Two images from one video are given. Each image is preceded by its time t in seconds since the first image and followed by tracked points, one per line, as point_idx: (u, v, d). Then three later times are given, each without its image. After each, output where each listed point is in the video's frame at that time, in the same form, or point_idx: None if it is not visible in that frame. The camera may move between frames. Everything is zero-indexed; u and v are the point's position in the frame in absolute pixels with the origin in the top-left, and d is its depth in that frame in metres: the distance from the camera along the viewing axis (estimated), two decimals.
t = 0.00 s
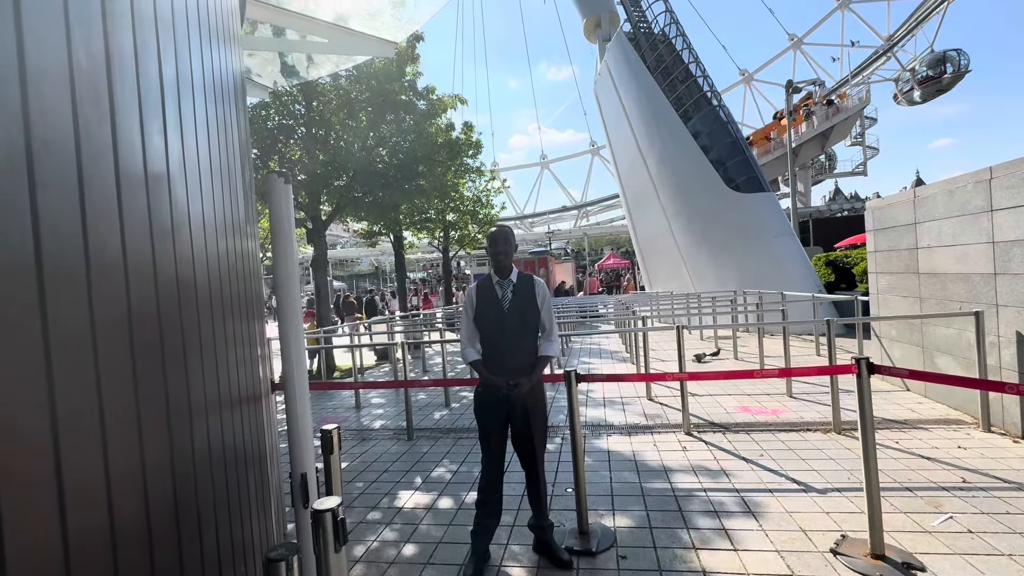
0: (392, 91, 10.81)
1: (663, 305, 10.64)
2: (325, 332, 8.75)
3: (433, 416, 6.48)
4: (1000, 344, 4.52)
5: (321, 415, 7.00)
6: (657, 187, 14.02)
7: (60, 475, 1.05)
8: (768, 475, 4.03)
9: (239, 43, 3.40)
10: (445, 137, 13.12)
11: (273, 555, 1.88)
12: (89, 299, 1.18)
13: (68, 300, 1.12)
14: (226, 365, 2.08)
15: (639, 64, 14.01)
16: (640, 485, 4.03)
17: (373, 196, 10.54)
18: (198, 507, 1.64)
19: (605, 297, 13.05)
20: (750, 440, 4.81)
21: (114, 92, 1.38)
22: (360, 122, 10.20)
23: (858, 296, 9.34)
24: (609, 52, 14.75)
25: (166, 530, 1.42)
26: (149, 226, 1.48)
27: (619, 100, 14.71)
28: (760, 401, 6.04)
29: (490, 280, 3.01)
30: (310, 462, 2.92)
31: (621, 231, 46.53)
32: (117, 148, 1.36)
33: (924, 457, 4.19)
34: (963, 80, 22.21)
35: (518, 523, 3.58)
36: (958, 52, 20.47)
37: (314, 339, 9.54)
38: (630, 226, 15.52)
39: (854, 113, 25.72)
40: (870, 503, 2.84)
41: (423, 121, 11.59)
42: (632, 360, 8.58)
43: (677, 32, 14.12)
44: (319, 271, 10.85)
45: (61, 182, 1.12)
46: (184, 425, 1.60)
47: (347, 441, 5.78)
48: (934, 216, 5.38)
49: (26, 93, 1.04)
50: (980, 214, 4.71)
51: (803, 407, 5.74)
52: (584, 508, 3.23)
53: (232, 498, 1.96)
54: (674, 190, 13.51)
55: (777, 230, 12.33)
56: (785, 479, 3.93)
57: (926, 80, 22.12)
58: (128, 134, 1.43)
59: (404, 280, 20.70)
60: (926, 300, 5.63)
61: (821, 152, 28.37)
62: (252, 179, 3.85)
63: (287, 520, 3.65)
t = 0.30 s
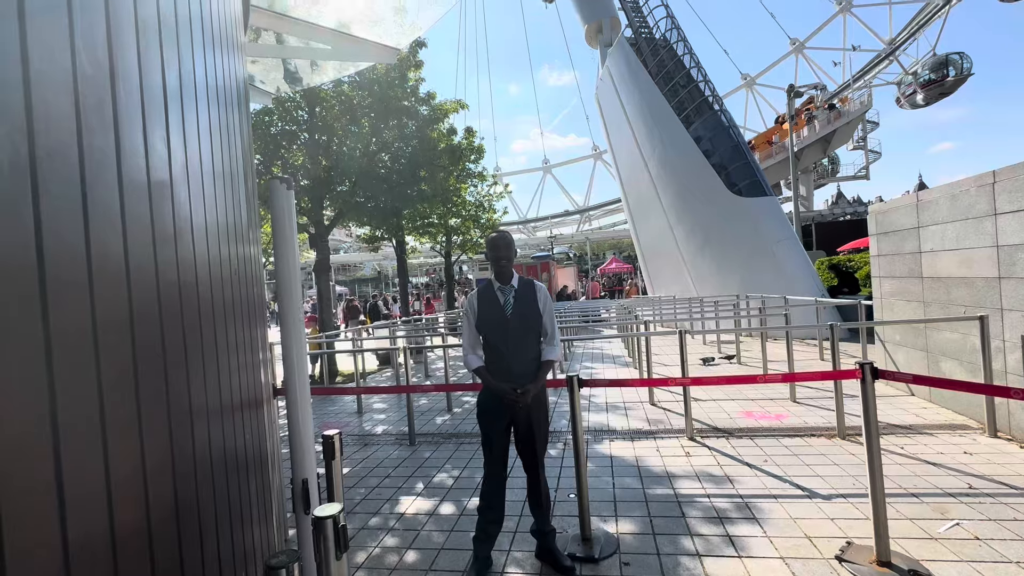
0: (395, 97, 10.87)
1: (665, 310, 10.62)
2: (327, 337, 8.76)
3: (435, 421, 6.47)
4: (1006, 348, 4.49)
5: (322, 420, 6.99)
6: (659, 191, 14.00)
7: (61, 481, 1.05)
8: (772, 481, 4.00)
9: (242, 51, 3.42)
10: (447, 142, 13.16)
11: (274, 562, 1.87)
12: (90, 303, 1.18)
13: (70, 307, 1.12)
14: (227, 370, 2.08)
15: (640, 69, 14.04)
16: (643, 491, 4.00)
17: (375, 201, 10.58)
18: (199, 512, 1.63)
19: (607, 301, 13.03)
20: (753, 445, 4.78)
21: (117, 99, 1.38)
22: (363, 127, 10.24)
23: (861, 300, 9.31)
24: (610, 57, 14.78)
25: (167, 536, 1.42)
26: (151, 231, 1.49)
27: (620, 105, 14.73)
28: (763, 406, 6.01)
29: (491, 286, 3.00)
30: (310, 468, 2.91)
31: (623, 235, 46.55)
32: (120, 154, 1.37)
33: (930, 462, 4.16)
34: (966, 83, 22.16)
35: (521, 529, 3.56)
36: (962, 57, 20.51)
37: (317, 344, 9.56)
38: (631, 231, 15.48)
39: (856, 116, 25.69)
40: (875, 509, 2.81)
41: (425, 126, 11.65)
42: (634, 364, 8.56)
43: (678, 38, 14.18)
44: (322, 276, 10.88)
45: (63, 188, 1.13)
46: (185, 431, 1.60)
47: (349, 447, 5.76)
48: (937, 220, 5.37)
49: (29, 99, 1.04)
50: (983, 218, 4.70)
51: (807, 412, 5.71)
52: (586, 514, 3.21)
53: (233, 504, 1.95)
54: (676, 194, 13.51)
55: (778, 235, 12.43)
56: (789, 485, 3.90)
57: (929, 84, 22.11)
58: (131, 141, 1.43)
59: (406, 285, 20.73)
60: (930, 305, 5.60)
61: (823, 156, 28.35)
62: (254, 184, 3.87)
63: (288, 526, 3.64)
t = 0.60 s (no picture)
0: (395, 105, 10.93)
1: (665, 317, 10.61)
2: (327, 345, 8.73)
3: (435, 429, 6.45)
4: (1006, 355, 4.48)
5: (321, 428, 6.96)
6: (658, 199, 14.04)
7: (58, 487, 1.04)
8: (774, 489, 3.98)
9: (243, 60, 3.45)
10: (447, 150, 13.22)
11: (272, 571, 1.86)
12: (89, 310, 1.19)
13: (70, 313, 1.12)
14: (227, 376, 2.08)
15: (639, 77, 14.12)
16: (644, 499, 3.98)
17: (376, 209, 10.62)
18: (197, 520, 1.63)
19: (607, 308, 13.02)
20: (754, 453, 4.76)
21: (118, 107, 1.39)
22: (363, 135, 10.29)
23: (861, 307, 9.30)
24: (609, 65, 14.87)
25: (165, 542, 1.41)
26: (151, 238, 1.49)
27: (619, 112, 14.80)
28: (764, 414, 5.98)
29: (493, 294, 3.01)
30: (309, 476, 2.90)
31: (623, 242, 46.60)
32: (121, 162, 1.38)
33: (932, 470, 4.14)
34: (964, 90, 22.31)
35: (520, 537, 3.54)
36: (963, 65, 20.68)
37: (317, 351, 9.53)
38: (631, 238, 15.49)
39: (854, 124, 25.79)
40: (878, 518, 2.80)
41: (425, 134, 11.70)
42: (634, 372, 8.53)
43: (676, 47, 14.28)
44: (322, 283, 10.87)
45: (65, 195, 1.13)
46: (183, 437, 1.59)
47: (348, 455, 5.73)
48: (936, 227, 5.38)
49: (31, 107, 1.05)
50: (982, 225, 4.71)
51: (808, 419, 5.69)
52: (586, 523, 3.19)
53: (230, 511, 1.94)
54: (675, 202, 13.53)
55: (777, 242, 12.35)
56: (790, 493, 3.88)
57: (926, 91, 22.22)
58: (132, 149, 1.44)
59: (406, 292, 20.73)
60: (931, 312, 5.60)
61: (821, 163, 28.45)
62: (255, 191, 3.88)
63: (287, 535, 3.62)
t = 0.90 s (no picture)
0: (393, 116, 11.01)
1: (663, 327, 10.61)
2: (324, 355, 8.69)
3: (432, 440, 6.41)
4: (1003, 364, 4.49)
5: (318, 440, 6.91)
6: (655, 209, 14.11)
7: (51, 503, 1.03)
8: (773, 500, 3.96)
9: (243, 73, 3.47)
10: (445, 160, 13.29)
11: None
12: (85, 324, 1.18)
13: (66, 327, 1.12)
14: (222, 388, 2.07)
15: (635, 89, 14.25)
16: (643, 511, 3.95)
17: (373, 219, 10.65)
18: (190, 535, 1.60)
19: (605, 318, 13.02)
20: (753, 463, 4.74)
21: (118, 121, 1.40)
22: (361, 146, 10.34)
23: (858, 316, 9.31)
24: (605, 77, 15.02)
25: (157, 559, 1.39)
26: (149, 250, 1.49)
27: (616, 123, 14.91)
28: (763, 424, 5.96)
29: (498, 304, 3.00)
30: (305, 489, 2.87)
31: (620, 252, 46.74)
32: (120, 175, 1.38)
33: (931, 480, 4.13)
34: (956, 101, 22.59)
35: (519, 551, 3.50)
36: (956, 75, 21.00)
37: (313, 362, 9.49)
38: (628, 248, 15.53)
39: (848, 136, 26.04)
40: (878, 529, 2.78)
41: (423, 145, 11.76)
42: (632, 382, 8.51)
43: (672, 59, 14.45)
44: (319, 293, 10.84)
45: (62, 208, 1.13)
46: (178, 452, 1.57)
47: (344, 467, 5.68)
48: (931, 237, 5.42)
49: (31, 122, 1.05)
50: (975, 234, 4.75)
51: (806, 429, 5.68)
52: (585, 535, 3.16)
53: (225, 526, 1.92)
54: (672, 212, 13.60)
55: (774, 252, 12.46)
56: (790, 504, 3.86)
57: (919, 102, 22.48)
58: (131, 164, 1.44)
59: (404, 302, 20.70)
60: (927, 321, 5.61)
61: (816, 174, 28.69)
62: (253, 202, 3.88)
63: (282, 549, 3.58)
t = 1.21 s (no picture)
0: (388, 131, 11.09)
1: (658, 340, 10.61)
2: (317, 370, 8.60)
3: (426, 456, 6.33)
4: (995, 376, 4.51)
5: (309, 456, 6.80)
6: (649, 223, 14.20)
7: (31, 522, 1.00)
8: (771, 514, 3.92)
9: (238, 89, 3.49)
10: (439, 175, 13.36)
11: None
12: (71, 336, 1.15)
13: (51, 340, 1.09)
14: (212, 402, 2.03)
15: (627, 105, 14.42)
16: (640, 527, 3.91)
17: (367, 232, 10.67)
18: (177, 555, 1.56)
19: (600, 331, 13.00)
20: (750, 477, 4.71)
21: (110, 132, 1.38)
22: (356, 160, 10.39)
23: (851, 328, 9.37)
24: (598, 93, 15.19)
25: None
26: (139, 263, 1.47)
27: (609, 138, 15.06)
28: (759, 437, 5.94)
29: (498, 317, 2.98)
30: (296, 507, 2.82)
31: (614, 266, 46.91)
32: (111, 187, 1.37)
33: (928, 493, 4.11)
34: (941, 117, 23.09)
35: (514, 568, 3.44)
36: (941, 91, 21.42)
37: (306, 377, 9.40)
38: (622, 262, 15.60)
39: (836, 151, 26.39)
40: (877, 543, 2.76)
41: (417, 159, 11.82)
42: (628, 395, 8.47)
43: (663, 76, 14.65)
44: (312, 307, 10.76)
45: (50, 219, 1.11)
46: (165, 469, 1.54)
47: (337, 484, 5.59)
48: (920, 250, 5.48)
49: (21, 131, 1.04)
50: (964, 247, 4.80)
51: (802, 442, 5.66)
52: (583, 553, 3.11)
53: (212, 545, 1.87)
54: (665, 226, 13.69)
55: (766, 265, 12.57)
56: (788, 519, 3.83)
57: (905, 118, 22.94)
58: (122, 176, 1.42)
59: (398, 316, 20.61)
60: (919, 333, 5.64)
61: (806, 188, 29.04)
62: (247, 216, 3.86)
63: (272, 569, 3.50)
